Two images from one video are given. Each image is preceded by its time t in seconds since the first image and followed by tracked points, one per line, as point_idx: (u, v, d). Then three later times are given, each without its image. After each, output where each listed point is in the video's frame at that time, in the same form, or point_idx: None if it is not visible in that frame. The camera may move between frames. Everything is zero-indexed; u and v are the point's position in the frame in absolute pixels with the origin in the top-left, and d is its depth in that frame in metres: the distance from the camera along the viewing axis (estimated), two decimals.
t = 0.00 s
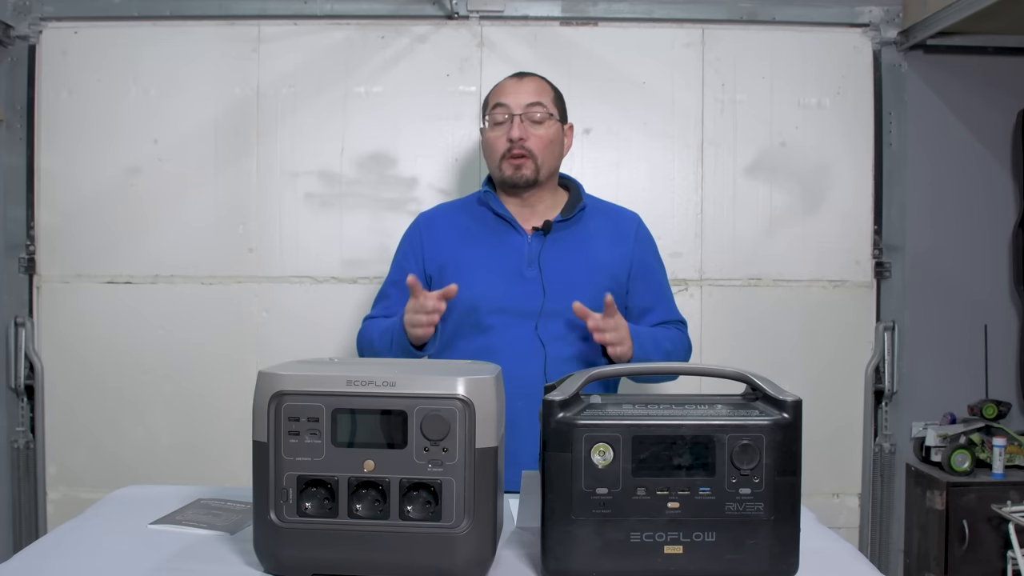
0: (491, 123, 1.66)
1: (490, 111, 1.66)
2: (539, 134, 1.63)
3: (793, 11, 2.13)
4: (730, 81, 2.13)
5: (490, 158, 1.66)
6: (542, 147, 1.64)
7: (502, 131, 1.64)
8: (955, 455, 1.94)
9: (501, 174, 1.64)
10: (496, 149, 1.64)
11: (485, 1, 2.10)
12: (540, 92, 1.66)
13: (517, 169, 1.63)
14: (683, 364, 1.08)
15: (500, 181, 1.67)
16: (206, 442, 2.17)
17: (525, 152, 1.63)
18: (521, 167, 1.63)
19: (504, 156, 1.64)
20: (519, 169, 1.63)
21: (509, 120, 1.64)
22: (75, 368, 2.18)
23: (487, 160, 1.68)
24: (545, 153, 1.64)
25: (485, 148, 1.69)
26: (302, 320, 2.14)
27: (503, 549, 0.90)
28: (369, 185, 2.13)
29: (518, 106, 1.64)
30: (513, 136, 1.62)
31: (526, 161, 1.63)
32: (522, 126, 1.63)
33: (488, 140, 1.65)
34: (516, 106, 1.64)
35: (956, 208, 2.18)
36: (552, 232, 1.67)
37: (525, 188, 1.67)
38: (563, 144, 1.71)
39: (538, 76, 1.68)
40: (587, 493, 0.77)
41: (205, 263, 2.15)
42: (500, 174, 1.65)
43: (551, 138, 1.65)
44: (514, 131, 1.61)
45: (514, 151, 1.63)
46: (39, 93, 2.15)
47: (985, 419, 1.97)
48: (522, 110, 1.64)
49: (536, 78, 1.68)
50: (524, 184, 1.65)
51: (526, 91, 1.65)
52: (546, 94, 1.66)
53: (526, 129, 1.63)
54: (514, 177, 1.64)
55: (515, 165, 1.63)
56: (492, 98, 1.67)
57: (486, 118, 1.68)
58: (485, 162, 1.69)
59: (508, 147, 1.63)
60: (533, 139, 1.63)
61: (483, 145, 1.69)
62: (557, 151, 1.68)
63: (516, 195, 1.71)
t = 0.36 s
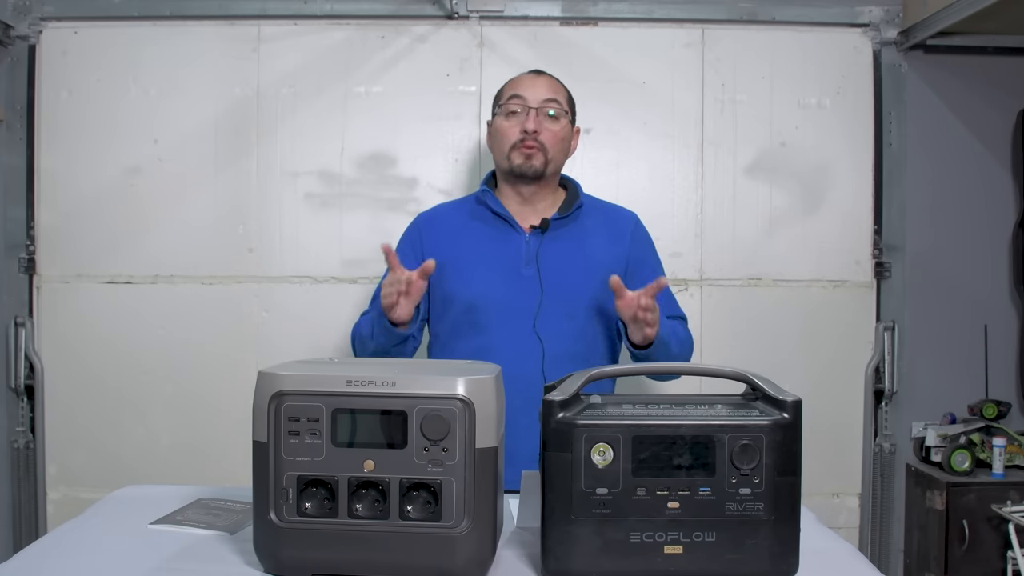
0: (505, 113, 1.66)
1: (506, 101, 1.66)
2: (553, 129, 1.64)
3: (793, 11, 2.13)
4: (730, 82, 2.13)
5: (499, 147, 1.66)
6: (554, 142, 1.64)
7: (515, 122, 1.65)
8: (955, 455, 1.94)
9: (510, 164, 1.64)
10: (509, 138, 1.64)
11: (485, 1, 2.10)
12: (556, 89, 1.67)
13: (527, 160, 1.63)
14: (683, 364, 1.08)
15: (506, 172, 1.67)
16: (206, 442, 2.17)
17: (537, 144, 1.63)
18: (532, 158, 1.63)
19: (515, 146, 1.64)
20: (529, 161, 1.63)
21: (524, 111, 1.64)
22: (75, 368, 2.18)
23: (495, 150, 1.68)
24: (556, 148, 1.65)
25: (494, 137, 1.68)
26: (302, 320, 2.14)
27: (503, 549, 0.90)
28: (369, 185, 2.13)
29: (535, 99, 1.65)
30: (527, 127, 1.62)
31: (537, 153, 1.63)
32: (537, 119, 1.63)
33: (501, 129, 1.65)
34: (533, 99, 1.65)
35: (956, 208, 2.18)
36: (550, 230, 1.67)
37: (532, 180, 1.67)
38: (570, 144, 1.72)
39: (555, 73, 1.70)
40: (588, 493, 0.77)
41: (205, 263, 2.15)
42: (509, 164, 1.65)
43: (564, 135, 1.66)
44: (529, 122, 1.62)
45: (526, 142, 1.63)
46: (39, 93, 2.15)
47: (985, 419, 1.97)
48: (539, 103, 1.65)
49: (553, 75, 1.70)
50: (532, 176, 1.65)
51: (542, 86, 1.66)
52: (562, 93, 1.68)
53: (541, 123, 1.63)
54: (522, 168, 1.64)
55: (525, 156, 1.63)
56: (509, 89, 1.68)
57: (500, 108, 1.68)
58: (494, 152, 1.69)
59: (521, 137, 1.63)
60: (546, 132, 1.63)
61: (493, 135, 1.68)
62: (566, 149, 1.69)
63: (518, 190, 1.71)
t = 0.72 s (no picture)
0: (510, 123, 1.65)
1: (511, 111, 1.65)
2: (557, 143, 1.64)
3: (793, 11, 2.13)
4: (730, 81, 2.13)
5: (502, 157, 1.66)
6: (558, 156, 1.65)
7: (520, 134, 1.64)
8: (955, 455, 1.94)
9: (513, 176, 1.65)
10: (513, 150, 1.64)
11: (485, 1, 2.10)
12: (563, 101, 1.66)
13: (529, 173, 1.65)
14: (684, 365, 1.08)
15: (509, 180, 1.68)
16: (206, 442, 2.17)
17: (541, 158, 1.64)
18: (535, 172, 1.65)
19: (519, 158, 1.64)
20: (532, 174, 1.65)
21: (529, 123, 1.64)
22: (74, 368, 2.18)
23: (499, 158, 1.68)
24: (559, 161, 1.66)
25: (498, 145, 1.68)
26: (302, 320, 2.14)
27: (503, 549, 0.90)
28: (369, 185, 2.13)
29: (541, 112, 1.64)
30: (531, 141, 1.63)
31: (540, 167, 1.65)
32: (542, 132, 1.63)
33: (505, 139, 1.65)
34: (539, 111, 1.64)
35: (956, 209, 2.18)
36: (548, 233, 1.67)
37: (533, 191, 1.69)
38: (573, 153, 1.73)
39: (562, 81, 1.68)
40: (587, 492, 0.77)
41: (205, 263, 2.15)
42: (512, 175, 1.66)
43: (568, 148, 1.67)
44: (534, 137, 1.62)
45: (530, 156, 1.64)
46: (39, 93, 2.15)
47: (985, 419, 1.97)
48: (544, 116, 1.64)
49: (560, 85, 1.68)
50: (534, 188, 1.67)
51: (549, 98, 1.65)
52: (568, 104, 1.67)
53: (545, 137, 1.63)
54: (524, 180, 1.66)
55: (528, 169, 1.65)
56: (515, 97, 1.66)
57: (505, 117, 1.67)
58: (496, 157, 1.69)
59: (525, 150, 1.64)
60: (551, 147, 1.64)
61: (497, 142, 1.68)
62: (569, 160, 1.70)
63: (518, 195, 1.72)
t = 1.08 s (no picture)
0: (498, 132, 1.64)
1: (498, 120, 1.64)
2: (546, 149, 1.63)
3: (793, 11, 2.13)
4: (730, 81, 2.13)
5: (492, 165, 1.66)
6: (547, 162, 1.64)
7: (508, 142, 1.63)
8: (955, 455, 1.94)
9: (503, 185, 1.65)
10: (502, 159, 1.64)
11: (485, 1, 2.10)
12: (550, 106, 1.64)
13: (520, 181, 1.65)
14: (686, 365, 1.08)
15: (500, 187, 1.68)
16: (206, 442, 2.17)
17: (530, 165, 1.63)
18: (525, 179, 1.64)
19: (508, 166, 1.64)
20: (522, 182, 1.65)
21: (517, 131, 1.62)
22: (74, 368, 2.18)
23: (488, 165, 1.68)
24: (549, 166, 1.65)
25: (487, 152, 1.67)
26: (303, 320, 2.14)
27: (503, 549, 0.89)
28: (369, 185, 2.13)
29: (528, 119, 1.62)
30: (520, 150, 1.61)
31: (530, 175, 1.64)
32: (529, 140, 1.62)
33: (493, 148, 1.64)
34: (525, 119, 1.62)
35: (956, 209, 2.18)
36: (544, 234, 1.67)
37: (526, 197, 1.68)
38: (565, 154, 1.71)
39: (548, 85, 1.65)
40: (587, 493, 0.77)
41: (205, 264, 2.15)
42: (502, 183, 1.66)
43: (557, 152, 1.65)
44: (522, 146, 1.61)
45: (519, 164, 1.63)
46: (40, 93, 2.15)
47: (985, 419, 1.97)
48: (532, 123, 1.62)
49: (546, 88, 1.65)
50: (525, 194, 1.67)
51: (535, 104, 1.63)
52: (555, 108, 1.65)
53: (533, 144, 1.62)
54: (515, 187, 1.65)
55: (518, 177, 1.64)
56: (501, 104, 1.65)
57: (492, 125, 1.66)
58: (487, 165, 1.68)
59: (514, 158, 1.63)
60: (539, 154, 1.63)
61: (486, 149, 1.68)
62: (560, 163, 1.68)
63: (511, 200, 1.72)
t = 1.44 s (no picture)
0: (493, 135, 1.64)
1: (492, 123, 1.63)
2: (541, 151, 1.63)
3: (793, 11, 2.13)
4: (730, 82, 2.13)
5: (488, 168, 1.66)
6: (543, 165, 1.64)
7: (503, 145, 1.63)
8: (955, 455, 1.94)
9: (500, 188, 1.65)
10: (497, 162, 1.64)
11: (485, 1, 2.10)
12: (544, 107, 1.63)
13: (516, 184, 1.65)
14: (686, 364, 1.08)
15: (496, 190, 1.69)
16: (206, 442, 2.17)
17: (526, 168, 1.63)
18: (521, 182, 1.64)
19: (504, 169, 1.64)
20: (518, 184, 1.65)
21: (512, 134, 1.62)
22: (74, 368, 2.18)
23: (485, 168, 1.68)
24: (545, 168, 1.65)
25: (482, 155, 1.67)
26: (303, 320, 2.14)
27: (503, 549, 0.89)
28: (369, 185, 2.13)
29: (522, 121, 1.62)
30: (515, 153, 1.61)
31: (526, 177, 1.64)
32: (524, 142, 1.62)
33: (489, 151, 1.64)
34: (520, 121, 1.61)
35: (957, 209, 2.18)
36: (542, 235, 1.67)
37: (522, 200, 1.68)
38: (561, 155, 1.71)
39: (542, 86, 1.64)
40: (587, 493, 0.77)
41: (206, 264, 2.15)
42: (499, 186, 1.66)
43: (553, 153, 1.65)
44: (517, 149, 1.61)
45: (515, 167, 1.63)
46: (40, 93, 2.15)
47: (985, 419, 1.97)
48: (526, 126, 1.62)
49: (540, 89, 1.64)
50: (522, 197, 1.67)
51: (529, 106, 1.62)
52: (550, 110, 1.64)
53: (528, 146, 1.62)
54: (511, 191, 1.66)
55: (514, 180, 1.64)
56: (495, 107, 1.64)
57: (486, 128, 1.65)
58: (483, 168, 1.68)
59: (509, 162, 1.63)
60: (534, 156, 1.62)
61: (481, 152, 1.67)
62: (556, 164, 1.68)
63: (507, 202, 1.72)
